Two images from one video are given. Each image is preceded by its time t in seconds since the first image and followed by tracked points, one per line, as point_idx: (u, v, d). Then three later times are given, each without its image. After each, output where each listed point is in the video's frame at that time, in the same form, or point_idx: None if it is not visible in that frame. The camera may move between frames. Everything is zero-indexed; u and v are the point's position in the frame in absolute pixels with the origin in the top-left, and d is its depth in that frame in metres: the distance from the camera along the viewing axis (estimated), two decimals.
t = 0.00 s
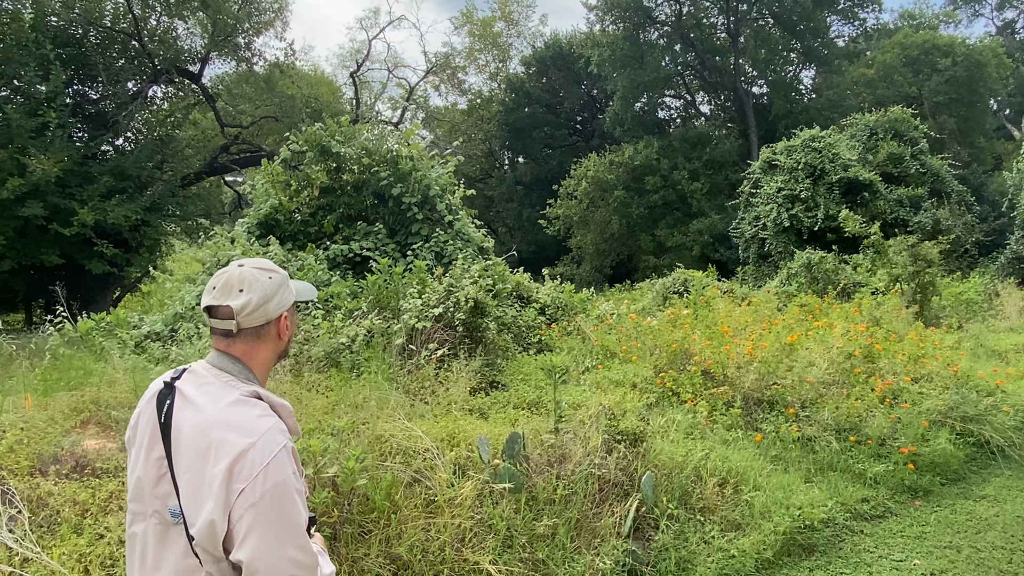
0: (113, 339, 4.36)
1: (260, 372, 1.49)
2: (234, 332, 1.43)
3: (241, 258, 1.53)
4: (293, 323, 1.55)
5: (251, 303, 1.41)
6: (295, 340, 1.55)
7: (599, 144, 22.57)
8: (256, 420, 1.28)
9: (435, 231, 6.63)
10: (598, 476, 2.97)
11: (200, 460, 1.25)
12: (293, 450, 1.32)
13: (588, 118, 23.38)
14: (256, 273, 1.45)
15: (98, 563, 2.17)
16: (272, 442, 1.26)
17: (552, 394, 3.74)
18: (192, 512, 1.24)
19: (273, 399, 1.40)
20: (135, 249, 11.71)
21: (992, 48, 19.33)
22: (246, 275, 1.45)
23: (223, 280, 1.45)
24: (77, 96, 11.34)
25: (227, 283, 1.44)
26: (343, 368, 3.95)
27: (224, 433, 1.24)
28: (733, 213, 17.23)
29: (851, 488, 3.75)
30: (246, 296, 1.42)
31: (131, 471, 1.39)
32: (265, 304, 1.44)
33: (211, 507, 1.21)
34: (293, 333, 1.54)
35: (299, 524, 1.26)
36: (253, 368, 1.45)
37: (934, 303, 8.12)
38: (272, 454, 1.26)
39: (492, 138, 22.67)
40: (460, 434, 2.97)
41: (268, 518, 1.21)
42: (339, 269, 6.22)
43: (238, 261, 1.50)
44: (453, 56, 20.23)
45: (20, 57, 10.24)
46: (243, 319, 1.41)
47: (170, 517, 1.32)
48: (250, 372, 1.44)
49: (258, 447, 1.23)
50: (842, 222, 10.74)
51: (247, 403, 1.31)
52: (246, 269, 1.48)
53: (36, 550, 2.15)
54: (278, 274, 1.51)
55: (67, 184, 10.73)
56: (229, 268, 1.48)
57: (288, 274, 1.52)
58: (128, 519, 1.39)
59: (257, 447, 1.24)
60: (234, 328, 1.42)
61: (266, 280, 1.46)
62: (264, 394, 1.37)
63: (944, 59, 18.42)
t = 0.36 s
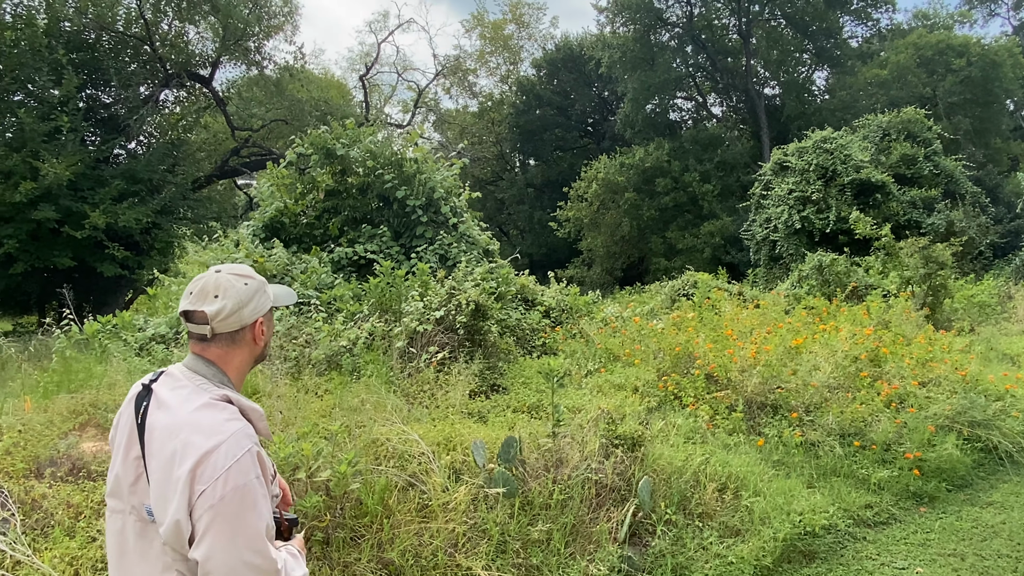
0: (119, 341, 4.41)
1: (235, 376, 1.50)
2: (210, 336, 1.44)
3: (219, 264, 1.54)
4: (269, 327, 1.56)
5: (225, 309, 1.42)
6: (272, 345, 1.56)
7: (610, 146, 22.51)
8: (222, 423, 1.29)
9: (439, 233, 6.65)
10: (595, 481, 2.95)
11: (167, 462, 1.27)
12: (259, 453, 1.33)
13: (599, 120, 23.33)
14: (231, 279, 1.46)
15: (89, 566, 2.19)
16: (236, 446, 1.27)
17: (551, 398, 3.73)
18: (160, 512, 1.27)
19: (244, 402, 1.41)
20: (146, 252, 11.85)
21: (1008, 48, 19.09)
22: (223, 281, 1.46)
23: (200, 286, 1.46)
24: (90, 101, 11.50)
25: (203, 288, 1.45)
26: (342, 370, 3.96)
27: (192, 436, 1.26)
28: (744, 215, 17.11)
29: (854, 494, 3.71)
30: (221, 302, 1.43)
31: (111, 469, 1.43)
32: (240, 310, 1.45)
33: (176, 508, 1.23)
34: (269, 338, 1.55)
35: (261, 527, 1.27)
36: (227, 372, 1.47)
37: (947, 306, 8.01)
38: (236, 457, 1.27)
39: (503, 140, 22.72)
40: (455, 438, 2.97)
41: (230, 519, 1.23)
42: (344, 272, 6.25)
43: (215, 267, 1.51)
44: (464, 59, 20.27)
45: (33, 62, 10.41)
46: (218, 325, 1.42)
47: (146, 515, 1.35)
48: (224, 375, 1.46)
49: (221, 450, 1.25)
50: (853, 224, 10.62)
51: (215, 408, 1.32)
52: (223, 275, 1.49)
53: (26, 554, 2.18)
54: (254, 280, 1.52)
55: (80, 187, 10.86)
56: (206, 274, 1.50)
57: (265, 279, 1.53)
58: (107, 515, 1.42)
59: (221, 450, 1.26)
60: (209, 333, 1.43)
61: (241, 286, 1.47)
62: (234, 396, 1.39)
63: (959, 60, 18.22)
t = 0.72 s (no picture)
0: (124, 343, 4.43)
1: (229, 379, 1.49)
2: (208, 342, 1.43)
3: (214, 266, 1.51)
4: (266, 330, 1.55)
5: (225, 316, 1.40)
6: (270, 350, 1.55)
7: (618, 147, 22.43)
8: (218, 426, 1.27)
9: (445, 235, 6.63)
10: (600, 485, 2.92)
11: (162, 465, 1.25)
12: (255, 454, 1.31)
13: (607, 121, 23.25)
14: (229, 284, 1.44)
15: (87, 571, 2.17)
16: (233, 448, 1.25)
17: (556, 401, 3.69)
18: (153, 516, 1.25)
19: (241, 404, 1.40)
20: (155, 255, 11.93)
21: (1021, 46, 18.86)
22: (220, 286, 1.44)
23: (196, 291, 1.44)
24: (98, 105, 11.62)
25: (200, 293, 1.42)
26: (346, 373, 3.94)
27: (187, 440, 1.24)
28: (753, 215, 17.00)
29: (865, 498, 3.64)
30: (222, 309, 1.41)
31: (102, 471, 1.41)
32: (240, 316, 1.44)
33: (170, 512, 1.21)
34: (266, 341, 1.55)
35: (257, 531, 1.25)
36: (224, 375, 1.45)
37: (959, 307, 7.90)
38: (233, 461, 1.25)
39: (511, 142, 22.71)
40: (459, 442, 2.94)
41: (225, 524, 1.21)
42: (349, 274, 6.25)
43: (210, 271, 1.48)
44: (471, 61, 20.27)
45: (42, 67, 10.53)
46: (217, 332, 1.41)
47: (138, 519, 1.33)
48: (220, 378, 1.44)
49: (218, 453, 1.23)
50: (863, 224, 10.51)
51: (211, 410, 1.30)
52: (220, 278, 1.47)
53: (25, 559, 2.16)
54: (252, 284, 1.50)
55: (89, 191, 11.05)
56: (201, 277, 1.47)
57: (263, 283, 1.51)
58: (98, 518, 1.40)
59: (217, 453, 1.24)
60: (208, 340, 1.41)
61: (240, 291, 1.45)
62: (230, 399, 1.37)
63: (970, 58, 18.03)
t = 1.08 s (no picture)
0: (131, 349, 4.39)
1: (242, 393, 1.43)
2: (220, 354, 1.36)
3: (226, 273, 1.44)
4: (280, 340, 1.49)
5: (239, 327, 1.34)
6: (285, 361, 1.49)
7: (626, 147, 22.32)
8: (232, 446, 1.20)
9: (454, 237, 6.57)
10: (615, 492, 2.85)
11: (172, 489, 1.18)
12: (273, 475, 1.25)
13: (614, 122, 23.14)
14: (243, 293, 1.38)
15: None
16: (249, 470, 1.19)
17: (569, 405, 3.62)
18: (165, 541, 1.19)
19: (255, 420, 1.34)
20: (163, 260, 11.94)
21: None
22: (234, 295, 1.37)
23: (208, 300, 1.37)
24: (106, 110, 11.65)
25: (212, 303, 1.36)
26: (355, 377, 3.89)
27: (199, 461, 1.18)
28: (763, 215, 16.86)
29: (888, 503, 3.54)
30: (235, 319, 1.34)
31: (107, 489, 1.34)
32: (254, 326, 1.37)
33: (182, 539, 1.15)
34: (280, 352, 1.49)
35: (275, 557, 1.19)
36: (236, 390, 1.39)
37: (975, 306, 7.75)
38: (249, 483, 1.19)
39: (518, 144, 22.67)
40: (470, 448, 2.88)
41: (242, 550, 1.15)
42: (358, 277, 6.20)
43: (222, 278, 1.41)
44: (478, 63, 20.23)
45: (49, 72, 10.56)
46: (230, 344, 1.34)
47: (147, 542, 1.28)
48: (234, 393, 1.38)
49: (233, 476, 1.16)
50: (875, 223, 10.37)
51: (224, 428, 1.24)
52: (233, 286, 1.40)
53: (29, 572, 2.11)
54: (267, 293, 1.44)
55: (97, 197, 11.09)
56: (212, 285, 1.40)
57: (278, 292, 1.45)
58: (103, 538, 1.34)
59: (232, 475, 1.18)
60: (221, 352, 1.35)
61: (255, 300, 1.39)
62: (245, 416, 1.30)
63: (981, 54, 17.85)
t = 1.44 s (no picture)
0: (138, 354, 4.34)
1: (250, 410, 1.36)
2: (225, 368, 1.29)
3: (234, 281, 1.37)
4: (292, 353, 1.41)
5: (244, 338, 1.26)
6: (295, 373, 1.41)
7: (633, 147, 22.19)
8: (239, 471, 1.13)
9: (461, 239, 6.50)
10: (630, 500, 2.77)
11: (173, 515, 1.11)
12: (282, 501, 1.18)
13: (621, 122, 22.99)
14: (250, 302, 1.31)
15: None
16: (257, 497, 1.12)
17: (581, 409, 3.54)
18: (166, 570, 1.12)
19: (264, 440, 1.26)
20: (170, 264, 11.95)
21: None
22: (239, 303, 1.30)
23: (213, 310, 1.30)
24: (113, 114, 11.69)
25: (217, 313, 1.29)
26: (363, 382, 3.82)
27: (204, 486, 1.10)
28: (772, 214, 16.71)
29: (911, 508, 3.42)
30: (239, 330, 1.27)
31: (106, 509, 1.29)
32: (261, 338, 1.30)
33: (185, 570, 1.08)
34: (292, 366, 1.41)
35: None
36: (243, 407, 1.32)
37: (992, 305, 7.59)
38: (257, 510, 1.12)
39: (525, 145, 22.60)
40: (481, 454, 2.80)
41: None
42: (365, 280, 6.14)
43: (229, 285, 1.34)
44: (484, 64, 20.19)
45: (56, 77, 10.59)
46: (234, 357, 1.27)
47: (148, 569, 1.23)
48: (240, 411, 1.31)
49: (239, 503, 1.09)
50: (887, 221, 10.22)
51: (231, 450, 1.17)
52: (239, 294, 1.33)
53: None
54: (276, 302, 1.36)
55: (104, 201, 11.12)
56: (218, 294, 1.33)
57: (287, 300, 1.38)
58: (102, 559, 1.29)
59: (239, 502, 1.11)
60: (225, 366, 1.28)
61: (262, 310, 1.31)
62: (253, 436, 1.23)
63: (992, 50, 17.64)
